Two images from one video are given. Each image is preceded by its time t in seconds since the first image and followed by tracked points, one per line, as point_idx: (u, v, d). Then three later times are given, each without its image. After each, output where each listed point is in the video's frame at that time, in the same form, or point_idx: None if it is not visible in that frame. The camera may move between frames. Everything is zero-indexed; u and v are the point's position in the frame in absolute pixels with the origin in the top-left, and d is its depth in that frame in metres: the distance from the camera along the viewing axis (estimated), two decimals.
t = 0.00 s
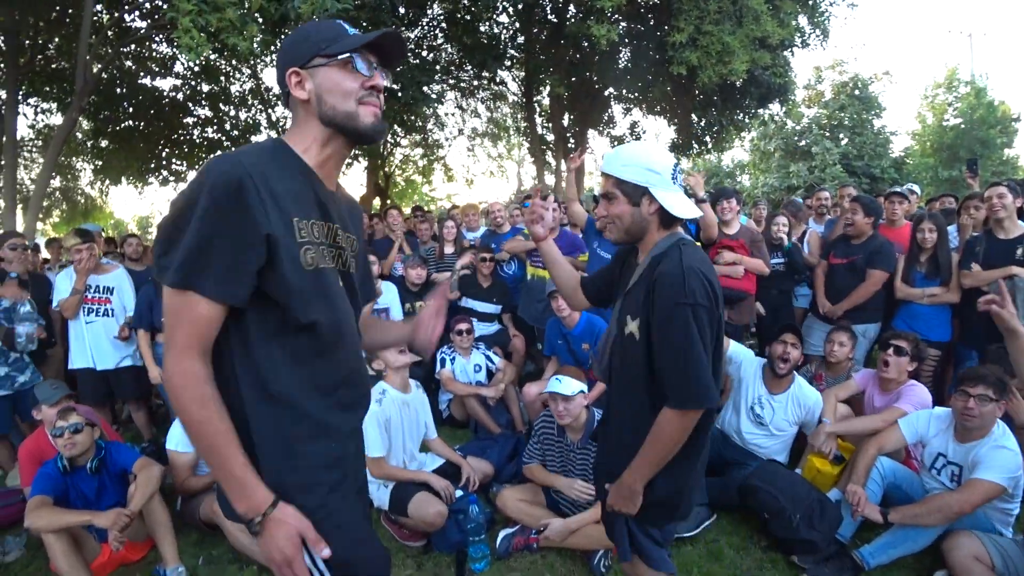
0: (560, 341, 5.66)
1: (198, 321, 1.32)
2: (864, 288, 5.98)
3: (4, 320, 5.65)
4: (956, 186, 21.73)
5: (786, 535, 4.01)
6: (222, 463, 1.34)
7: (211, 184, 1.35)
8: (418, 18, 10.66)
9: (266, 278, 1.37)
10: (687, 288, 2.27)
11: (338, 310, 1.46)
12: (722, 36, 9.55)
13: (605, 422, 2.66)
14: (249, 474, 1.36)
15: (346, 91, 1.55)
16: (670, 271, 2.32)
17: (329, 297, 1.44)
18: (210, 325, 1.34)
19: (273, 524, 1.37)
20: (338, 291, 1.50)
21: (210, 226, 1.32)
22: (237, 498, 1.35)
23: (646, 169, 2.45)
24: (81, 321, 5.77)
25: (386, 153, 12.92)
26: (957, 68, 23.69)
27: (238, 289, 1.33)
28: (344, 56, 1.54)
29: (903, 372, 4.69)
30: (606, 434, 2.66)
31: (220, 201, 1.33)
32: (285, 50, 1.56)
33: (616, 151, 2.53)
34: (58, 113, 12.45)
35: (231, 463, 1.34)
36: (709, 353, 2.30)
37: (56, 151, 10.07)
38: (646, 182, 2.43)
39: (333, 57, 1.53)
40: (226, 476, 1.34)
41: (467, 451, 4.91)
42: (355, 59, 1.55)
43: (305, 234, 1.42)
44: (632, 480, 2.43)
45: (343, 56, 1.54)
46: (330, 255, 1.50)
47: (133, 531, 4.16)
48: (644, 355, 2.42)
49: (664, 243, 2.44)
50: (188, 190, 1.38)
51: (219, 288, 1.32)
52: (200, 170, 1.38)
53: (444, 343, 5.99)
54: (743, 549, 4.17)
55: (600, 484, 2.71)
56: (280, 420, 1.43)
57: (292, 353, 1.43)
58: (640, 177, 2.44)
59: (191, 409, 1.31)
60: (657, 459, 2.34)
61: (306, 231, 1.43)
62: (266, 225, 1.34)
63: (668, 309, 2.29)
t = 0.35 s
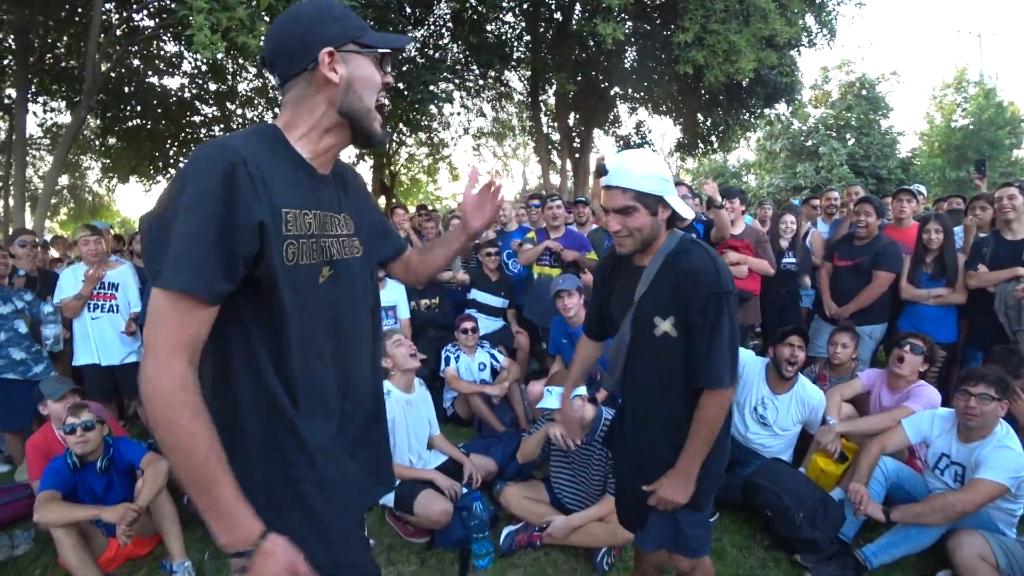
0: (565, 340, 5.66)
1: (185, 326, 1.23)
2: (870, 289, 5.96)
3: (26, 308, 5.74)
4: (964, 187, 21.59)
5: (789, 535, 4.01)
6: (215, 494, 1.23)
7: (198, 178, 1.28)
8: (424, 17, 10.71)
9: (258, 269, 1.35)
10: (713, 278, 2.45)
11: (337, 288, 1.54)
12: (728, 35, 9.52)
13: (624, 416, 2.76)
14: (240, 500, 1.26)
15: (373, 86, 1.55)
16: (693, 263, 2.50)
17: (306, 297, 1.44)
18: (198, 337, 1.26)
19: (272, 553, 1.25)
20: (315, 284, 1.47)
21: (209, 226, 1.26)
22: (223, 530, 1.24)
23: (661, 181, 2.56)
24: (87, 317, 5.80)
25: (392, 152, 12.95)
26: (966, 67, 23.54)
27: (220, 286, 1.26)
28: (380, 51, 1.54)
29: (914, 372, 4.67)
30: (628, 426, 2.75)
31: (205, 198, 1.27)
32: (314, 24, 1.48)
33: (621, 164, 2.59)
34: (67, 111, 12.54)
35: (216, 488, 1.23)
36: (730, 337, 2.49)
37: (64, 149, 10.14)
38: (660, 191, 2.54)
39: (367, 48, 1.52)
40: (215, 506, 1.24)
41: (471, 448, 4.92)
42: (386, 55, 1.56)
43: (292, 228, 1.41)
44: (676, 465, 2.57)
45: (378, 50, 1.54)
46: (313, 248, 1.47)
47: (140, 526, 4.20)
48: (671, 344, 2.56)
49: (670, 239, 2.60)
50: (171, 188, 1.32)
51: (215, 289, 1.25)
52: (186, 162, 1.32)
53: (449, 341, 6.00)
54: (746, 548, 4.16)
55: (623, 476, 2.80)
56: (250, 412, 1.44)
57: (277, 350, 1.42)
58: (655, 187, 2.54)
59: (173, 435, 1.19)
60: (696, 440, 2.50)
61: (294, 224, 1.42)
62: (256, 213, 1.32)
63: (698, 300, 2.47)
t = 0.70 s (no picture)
0: (561, 339, 5.66)
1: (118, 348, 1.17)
2: (863, 287, 5.99)
3: (24, 314, 5.61)
4: (955, 184, 21.76)
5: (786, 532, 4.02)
6: (164, 516, 1.26)
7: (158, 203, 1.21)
8: (418, 17, 10.71)
9: (208, 296, 1.30)
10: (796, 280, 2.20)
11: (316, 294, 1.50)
12: (722, 34, 9.57)
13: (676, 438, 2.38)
14: (180, 517, 1.28)
15: (348, 74, 1.49)
16: (766, 265, 2.23)
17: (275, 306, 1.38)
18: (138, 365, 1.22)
19: (207, 564, 1.33)
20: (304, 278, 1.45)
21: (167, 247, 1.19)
22: (162, 544, 1.27)
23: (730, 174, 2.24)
24: (81, 321, 5.85)
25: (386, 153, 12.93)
26: (955, 66, 23.78)
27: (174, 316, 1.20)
28: (351, 35, 1.47)
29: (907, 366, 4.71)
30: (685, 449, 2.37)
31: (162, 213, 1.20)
32: (276, 16, 1.41)
33: (690, 153, 2.22)
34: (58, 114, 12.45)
35: (156, 509, 1.25)
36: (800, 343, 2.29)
37: (56, 153, 10.08)
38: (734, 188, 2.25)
39: (337, 33, 1.46)
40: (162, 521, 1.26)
41: (468, 448, 4.93)
42: (359, 40, 1.50)
43: (261, 237, 1.35)
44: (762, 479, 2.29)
45: (348, 34, 1.48)
46: (296, 248, 1.44)
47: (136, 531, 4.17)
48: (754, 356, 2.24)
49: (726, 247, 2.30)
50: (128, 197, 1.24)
51: (161, 312, 1.19)
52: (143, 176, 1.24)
53: (444, 342, 6.00)
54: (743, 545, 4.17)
55: (680, 504, 2.41)
56: (203, 415, 1.39)
57: (243, 358, 1.37)
58: (730, 182, 2.25)
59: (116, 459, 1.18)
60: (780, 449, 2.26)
61: (264, 233, 1.36)
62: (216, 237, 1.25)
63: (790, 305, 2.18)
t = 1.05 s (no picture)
0: (562, 339, 5.66)
1: (152, 331, 1.24)
2: (863, 287, 6.02)
3: (25, 314, 5.77)
4: (952, 184, 21.80)
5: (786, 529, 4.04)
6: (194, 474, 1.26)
7: (191, 202, 1.32)
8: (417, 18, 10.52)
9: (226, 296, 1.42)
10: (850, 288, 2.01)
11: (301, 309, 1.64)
12: (722, 35, 9.61)
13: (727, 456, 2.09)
14: (211, 476, 1.29)
15: (336, 100, 1.59)
16: (823, 273, 2.00)
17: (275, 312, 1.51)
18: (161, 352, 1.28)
19: (254, 522, 1.32)
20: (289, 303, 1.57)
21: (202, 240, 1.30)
22: (199, 503, 1.27)
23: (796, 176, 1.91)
24: (80, 322, 5.65)
25: (384, 152, 12.90)
26: (952, 66, 23.86)
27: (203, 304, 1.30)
28: (337, 63, 1.57)
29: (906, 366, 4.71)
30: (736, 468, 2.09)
31: (193, 210, 1.32)
32: (269, 48, 1.55)
33: (759, 150, 1.87)
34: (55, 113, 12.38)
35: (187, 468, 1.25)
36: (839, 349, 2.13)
37: (53, 152, 10.01)
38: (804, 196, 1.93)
39: (325, 62, 1.56)
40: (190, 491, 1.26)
41: (469, 448, 4.93)
42: (347, 67, 1.59)
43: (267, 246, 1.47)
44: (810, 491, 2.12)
45: (335, 62, 1.57)
46: (293, 267, 1.58)
47: (135, 531, 4.16)
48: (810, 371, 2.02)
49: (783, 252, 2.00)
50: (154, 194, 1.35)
51: (188, 296, 1.27)
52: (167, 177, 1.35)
53: (445, 342, 5.99)
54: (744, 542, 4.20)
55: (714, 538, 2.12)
56: (205, 416, 1.50)
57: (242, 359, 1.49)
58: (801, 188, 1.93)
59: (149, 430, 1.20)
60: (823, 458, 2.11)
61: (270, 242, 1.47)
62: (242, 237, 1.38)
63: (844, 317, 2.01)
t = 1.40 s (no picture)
0: (565, 342, 5.65)
1: (123, 347, 1.28)
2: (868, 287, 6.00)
3: (28, 319, 5.77)
4: (954, 183, 21.76)
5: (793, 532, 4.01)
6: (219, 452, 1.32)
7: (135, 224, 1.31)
8: (417, 19, 10.71)
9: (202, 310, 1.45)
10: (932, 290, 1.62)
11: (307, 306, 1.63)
12: (726, 34, 9.62)
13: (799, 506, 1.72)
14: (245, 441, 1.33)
15: (320, 83, 1.55)
16: (882, 274, 1.67)
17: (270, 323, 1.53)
18: (154, 361, 1.34)
19: (305, 455, 1.31)
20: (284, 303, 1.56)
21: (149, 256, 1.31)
22: (247, 462, 1.32)
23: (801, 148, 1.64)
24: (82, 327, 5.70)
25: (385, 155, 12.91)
26: (953, 66, 23.85)
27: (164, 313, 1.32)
28: (318, 44, 1.53)
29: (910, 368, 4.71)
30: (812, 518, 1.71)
31: (141, 226, 1.31)
32: (250, 36, 1.54)
33: (744, 124, 1.66)
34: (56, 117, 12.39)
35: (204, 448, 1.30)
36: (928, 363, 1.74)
37: (55, 156, 10.03)
38: (808, 169, 1.64)
39: (306, 45, 1.53)
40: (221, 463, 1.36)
41: (473, 451, 4.92)
42: (332, 49, 1.55)
43: (246, 253, 1.48)
44: (908, 551, 1.71)
45: (318, 45, 1.53)
46: (285, 265, 1.58)
47: (135, 537, 4.13)
48: (887, 397, 1.65)
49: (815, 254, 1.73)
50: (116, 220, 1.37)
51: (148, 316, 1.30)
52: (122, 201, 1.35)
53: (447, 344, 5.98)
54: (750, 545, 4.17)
55: None
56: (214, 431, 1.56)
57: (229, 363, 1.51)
58: (807, 162, 1.64)
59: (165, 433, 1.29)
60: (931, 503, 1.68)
61: (248, 248, 1.48)
62: (194, 245, 1.37)
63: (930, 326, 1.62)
